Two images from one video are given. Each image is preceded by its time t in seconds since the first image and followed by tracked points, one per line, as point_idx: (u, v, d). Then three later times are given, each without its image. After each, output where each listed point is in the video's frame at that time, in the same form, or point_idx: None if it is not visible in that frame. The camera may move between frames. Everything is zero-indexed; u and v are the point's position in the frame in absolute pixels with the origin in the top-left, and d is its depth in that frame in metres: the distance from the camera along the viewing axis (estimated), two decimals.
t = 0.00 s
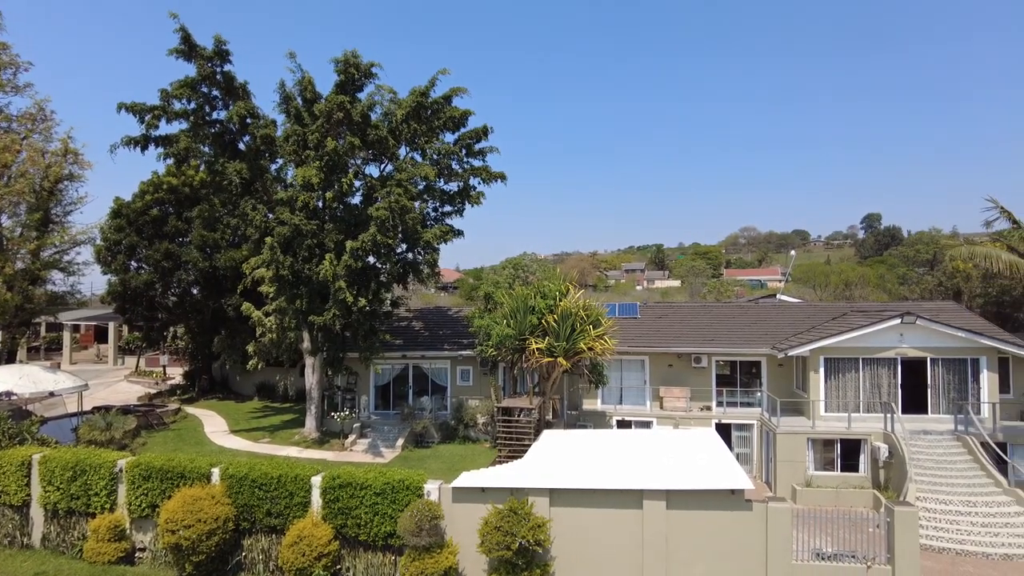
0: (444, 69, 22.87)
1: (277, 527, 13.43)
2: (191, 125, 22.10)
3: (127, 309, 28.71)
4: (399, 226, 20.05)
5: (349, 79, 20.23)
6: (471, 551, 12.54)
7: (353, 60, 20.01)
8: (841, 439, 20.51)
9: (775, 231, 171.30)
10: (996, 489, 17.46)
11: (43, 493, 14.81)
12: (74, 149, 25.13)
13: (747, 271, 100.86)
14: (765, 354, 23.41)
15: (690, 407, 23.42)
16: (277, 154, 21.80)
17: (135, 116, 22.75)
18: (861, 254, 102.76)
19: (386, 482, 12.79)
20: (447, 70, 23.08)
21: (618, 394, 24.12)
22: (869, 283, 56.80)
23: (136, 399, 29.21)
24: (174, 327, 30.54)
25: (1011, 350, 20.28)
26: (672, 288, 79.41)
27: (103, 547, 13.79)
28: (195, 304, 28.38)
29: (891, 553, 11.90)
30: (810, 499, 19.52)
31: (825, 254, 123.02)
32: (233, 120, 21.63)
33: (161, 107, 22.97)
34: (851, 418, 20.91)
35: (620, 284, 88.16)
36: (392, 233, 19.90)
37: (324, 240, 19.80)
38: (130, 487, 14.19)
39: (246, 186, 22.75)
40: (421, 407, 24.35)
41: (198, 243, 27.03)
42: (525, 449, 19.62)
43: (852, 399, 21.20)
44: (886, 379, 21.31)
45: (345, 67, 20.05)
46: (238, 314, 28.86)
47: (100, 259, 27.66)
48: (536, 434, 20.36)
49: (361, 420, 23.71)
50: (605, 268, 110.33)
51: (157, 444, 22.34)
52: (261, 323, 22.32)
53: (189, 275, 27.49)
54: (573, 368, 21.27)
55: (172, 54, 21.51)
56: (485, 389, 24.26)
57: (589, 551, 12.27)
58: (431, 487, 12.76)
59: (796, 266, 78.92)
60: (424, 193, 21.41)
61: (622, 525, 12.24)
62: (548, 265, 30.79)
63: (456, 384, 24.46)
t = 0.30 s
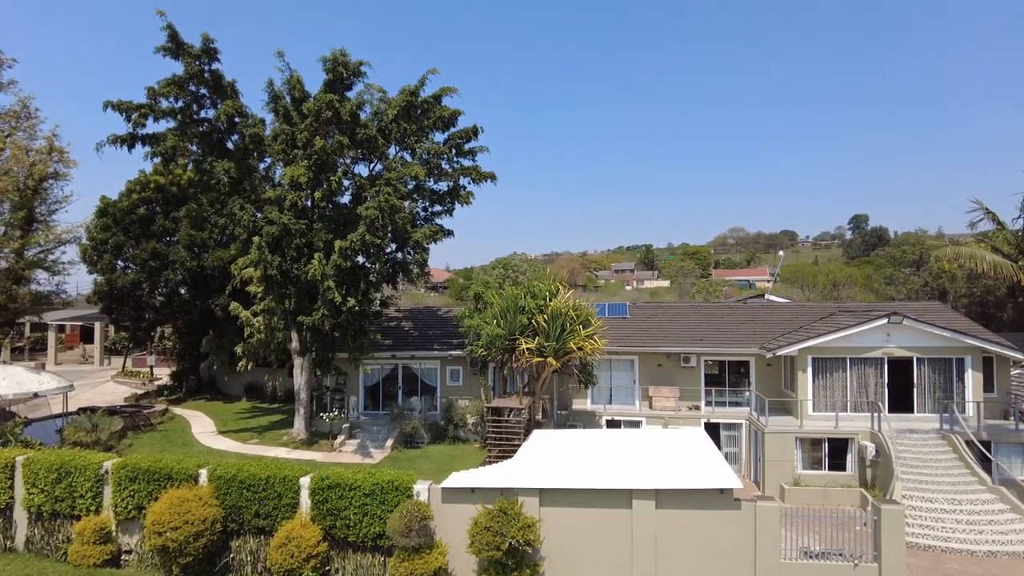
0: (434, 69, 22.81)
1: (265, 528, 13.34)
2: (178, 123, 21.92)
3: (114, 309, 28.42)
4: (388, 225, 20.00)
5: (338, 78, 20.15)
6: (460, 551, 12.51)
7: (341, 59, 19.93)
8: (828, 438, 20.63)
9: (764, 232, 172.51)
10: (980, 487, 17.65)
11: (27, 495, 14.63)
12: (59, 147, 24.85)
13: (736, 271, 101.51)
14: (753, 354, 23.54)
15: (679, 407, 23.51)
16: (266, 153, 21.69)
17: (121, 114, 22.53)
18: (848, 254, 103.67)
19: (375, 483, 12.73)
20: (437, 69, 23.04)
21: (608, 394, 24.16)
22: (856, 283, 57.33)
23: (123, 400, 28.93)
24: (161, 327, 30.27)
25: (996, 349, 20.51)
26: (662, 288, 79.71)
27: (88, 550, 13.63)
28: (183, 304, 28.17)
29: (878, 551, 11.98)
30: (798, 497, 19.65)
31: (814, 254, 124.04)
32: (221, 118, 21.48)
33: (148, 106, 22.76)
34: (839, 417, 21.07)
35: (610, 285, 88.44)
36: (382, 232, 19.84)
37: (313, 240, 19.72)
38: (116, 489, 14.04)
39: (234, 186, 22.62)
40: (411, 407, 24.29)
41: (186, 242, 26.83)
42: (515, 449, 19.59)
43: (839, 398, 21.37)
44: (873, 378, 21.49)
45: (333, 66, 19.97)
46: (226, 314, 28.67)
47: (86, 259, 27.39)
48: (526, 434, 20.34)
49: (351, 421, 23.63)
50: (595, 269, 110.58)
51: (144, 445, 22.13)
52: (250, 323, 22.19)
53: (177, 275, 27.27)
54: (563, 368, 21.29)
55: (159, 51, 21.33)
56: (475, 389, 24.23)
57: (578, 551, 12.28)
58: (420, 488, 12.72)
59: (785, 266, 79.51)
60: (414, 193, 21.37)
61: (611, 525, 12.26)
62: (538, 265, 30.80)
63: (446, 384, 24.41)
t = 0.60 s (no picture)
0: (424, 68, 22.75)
1: (253, 529, 13.25)
2: (166, 122, 21.75)
3: (100, 309, 28.13)
4: (377, 225, 19.93)
5: (326, 77, 20.07)
6: (450, 552, 12.49)
7: (330, 58, 19.84)
8: (816, 437, 20.76)
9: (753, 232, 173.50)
10: (964, 485, 17.84)
11: (10, 497, 14.45)
12: (44, 145, 24.57)
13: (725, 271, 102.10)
14: (742, 354, 23.68)
15: (668, 406, 23.61)
16: (254, 152, 21.57)
17: (107, 112, 22.31)
18: (836, 255, 104.49)
19: (364, 484, 12.67)
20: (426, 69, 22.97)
21: (597, 393, 24.22)
22: (844, 283, 57.82)
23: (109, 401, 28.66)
24: (148, 327, 30.00)
25: (980, 349, 20.73)
26: (652, 288, 80.00)
27: (73, 553, 13.49)
28: (170, 304, 27.95)
29: (865, 549, 12.06)
30: (786, 496, 19.78)
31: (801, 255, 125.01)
32: (209, 117, 21.32)
33: (134, 104, 22.56)
34: (827, 416, 21.22)
35: (599, 285, 88.70)
36: (371, 232, 19.77)
37: (302, 239, 19.63)
38: (102, 490, 13.90)
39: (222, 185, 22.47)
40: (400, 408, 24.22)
41: (173, 241, 26.62)
42: (504, 449, 19.56)
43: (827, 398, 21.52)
44: (860, 378, 21.66)
45: (322, 64, 19.88)
46: (214, 314, 28.47)
47: (71, 258, 27.11)
48: (515, 434, 20.32)
49: (339, 421, 23.54)
50: (586, 269, 110.80)
51: (130, 446, 21.92)
52: (237, 324, 22.04)
53: (164, 275, 27.03)
54: (553, 368, 21.30)
55: (146, 49, 21.14)
56: (465, 389, 24.19)
57: (567, 550, 12.29)
58: (409, 489, 12.67)
59: (773, 267, 80.09)
60: (403, 193, 21.31)
61: (600, 525, 12.28)
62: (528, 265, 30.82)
63: (435, 384, 24.35)
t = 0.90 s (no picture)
0: (413, 68, 22.71)
1: (241, 530, 13.17)
2: (153, 121, 21.59)
3: (85, 310, 27.84)
4: (366, 225, 19.87)
5: (315, 77, 19.99)
6: (439, 552, 12.47)
7: (319, 57, 19.76)
8: (804, 436, 20.89)
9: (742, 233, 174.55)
10: (949, 483, 18.04)
11: None
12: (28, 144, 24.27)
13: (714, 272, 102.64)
14: (730, 354, 23.82)
15: (656, 406, 23.69)
16: (242, 151, 21.44)
17: (93, 111, 22.09)
18: (823, 256, 105.32)
19: (353, 484, 12.62)
20: (415, 69, 22.94)
21: (587, 394, 24.30)
22: (831, 284, 58.28)
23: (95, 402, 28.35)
24: (134, 327, 29.74)
25: (965, 349, 20.97)
26: (641, 288, 80.24)
27: (58, 556, 13.33)
28: (157, 304, 27.77)
29: (851, 547, 12.14)
30: (773, 495, 19.92)
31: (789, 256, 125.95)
32: (197, 116, 21.16)
33: (121, 102, 22.34)
34: (814, 416, 21.38)
35: (588, 285, 88.92)
36: (360, 232, 19.70)
37: (290, 239, 19.55)
38: (87, 492, 13.76)
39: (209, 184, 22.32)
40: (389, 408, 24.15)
41: (160, 241, 26.41)
42: (494, 449, 19.52)
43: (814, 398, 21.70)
44: (847, 378, 21.84)
45: (310, 63, 19.80)
46: (202, 314, 28.26)
47: (56, 258, 26.83)
48: (505, 435, 20.29)
49: (328, 422, 23.44)
50: (576, 270, 110.97)
51: (117, 447, 21.70)
52: (225, 324, 21.89)
53: (151, 275, 26.80)
54: (542, 368, 21.32)
55: (132, 47, 20.96)
56: (454, 389, 24.15)
57: (555, 550, 12.31)
58: (399, 490, 12.61)
59: (761, 268, 80.62)
60: (393, 193, 21.26)
61: (588, 525, 12.30)
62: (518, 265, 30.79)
63: (425, 385, 24.29)
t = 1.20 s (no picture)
0: (403, 68, 22.66)
1: (229, 532, 13.08)
2: (140, 119, 21.44)
3: (71, 310, 27.56)
4: (356, 225, 19.80)
5: (304, 76, 19.90)
6: (429, 553, 12.44)
7: (308, 56, 19.68)
8: (792, 436, 21.03)
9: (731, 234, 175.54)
10: (935, 482, 18.22)
11: None
12: (12, 142, 23.98)
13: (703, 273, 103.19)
14: (719, 354, 23.96)
15: (646, 406, 23.77)
16: (231, 150, 21.29)
17: (79, 108, 21.87)
18: (811, 257, 106.15)
19: (342, 485, 12.56)
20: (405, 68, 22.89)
21: (577, 394, 24.39)
22: (819, 285, 58.79)
23: (81, 403, 28.06)
24: (121, 328, 29.47)
25: (950, 349, 21.18)
26: (631, 288, 80.51)
27: (41, 559, 13.07)
28: (144, 304, 27.66)
29: (839, 545, 12.21)
30: (761, 494, 20.04)
31: (777, 256, 126.79)
32: (185, 115, 21.01)
33: (107, 100, 22.14)
34: (802, 415, 21.53)
35: (578, 285, 89.03)
36: (349, 232, 19.63)
37: (279, 239, 19.46)
38: (72, 495, 13.61)
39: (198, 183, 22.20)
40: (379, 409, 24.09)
41: (148, 240, 26.19)
42: (484, 449, 19.49)
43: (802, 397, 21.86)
44: (835, 378, 22.02)
45: (299, 63, 19.71)
46: (190, 314, 28.07)
47: (41, 258, 26.54)
48: (495, 435, 20.26)
49: (317, 423, 23.33)
50: (566, 270, 111.11)
51: (103, 449, 21.49)
52: (213, 324, 21.73)
53: (138, 274, 26.59)
54: (532, 368, 21.33)
55: (119, 45, 20.78)
56: (444, 389, 24.10)
57: (545, 550, 12.31)
58: (388, 490, 12.56)
59: (750, 268, 81.10)
60: (382, 192, 21.19)
61: (578, 525, 12.31)
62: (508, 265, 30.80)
63: (415, 385, 24.24)
